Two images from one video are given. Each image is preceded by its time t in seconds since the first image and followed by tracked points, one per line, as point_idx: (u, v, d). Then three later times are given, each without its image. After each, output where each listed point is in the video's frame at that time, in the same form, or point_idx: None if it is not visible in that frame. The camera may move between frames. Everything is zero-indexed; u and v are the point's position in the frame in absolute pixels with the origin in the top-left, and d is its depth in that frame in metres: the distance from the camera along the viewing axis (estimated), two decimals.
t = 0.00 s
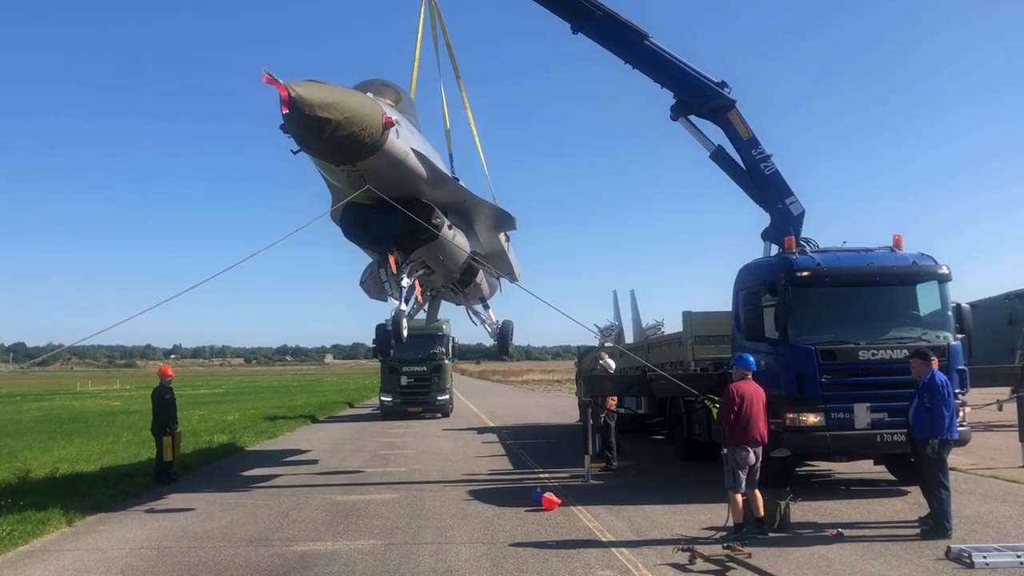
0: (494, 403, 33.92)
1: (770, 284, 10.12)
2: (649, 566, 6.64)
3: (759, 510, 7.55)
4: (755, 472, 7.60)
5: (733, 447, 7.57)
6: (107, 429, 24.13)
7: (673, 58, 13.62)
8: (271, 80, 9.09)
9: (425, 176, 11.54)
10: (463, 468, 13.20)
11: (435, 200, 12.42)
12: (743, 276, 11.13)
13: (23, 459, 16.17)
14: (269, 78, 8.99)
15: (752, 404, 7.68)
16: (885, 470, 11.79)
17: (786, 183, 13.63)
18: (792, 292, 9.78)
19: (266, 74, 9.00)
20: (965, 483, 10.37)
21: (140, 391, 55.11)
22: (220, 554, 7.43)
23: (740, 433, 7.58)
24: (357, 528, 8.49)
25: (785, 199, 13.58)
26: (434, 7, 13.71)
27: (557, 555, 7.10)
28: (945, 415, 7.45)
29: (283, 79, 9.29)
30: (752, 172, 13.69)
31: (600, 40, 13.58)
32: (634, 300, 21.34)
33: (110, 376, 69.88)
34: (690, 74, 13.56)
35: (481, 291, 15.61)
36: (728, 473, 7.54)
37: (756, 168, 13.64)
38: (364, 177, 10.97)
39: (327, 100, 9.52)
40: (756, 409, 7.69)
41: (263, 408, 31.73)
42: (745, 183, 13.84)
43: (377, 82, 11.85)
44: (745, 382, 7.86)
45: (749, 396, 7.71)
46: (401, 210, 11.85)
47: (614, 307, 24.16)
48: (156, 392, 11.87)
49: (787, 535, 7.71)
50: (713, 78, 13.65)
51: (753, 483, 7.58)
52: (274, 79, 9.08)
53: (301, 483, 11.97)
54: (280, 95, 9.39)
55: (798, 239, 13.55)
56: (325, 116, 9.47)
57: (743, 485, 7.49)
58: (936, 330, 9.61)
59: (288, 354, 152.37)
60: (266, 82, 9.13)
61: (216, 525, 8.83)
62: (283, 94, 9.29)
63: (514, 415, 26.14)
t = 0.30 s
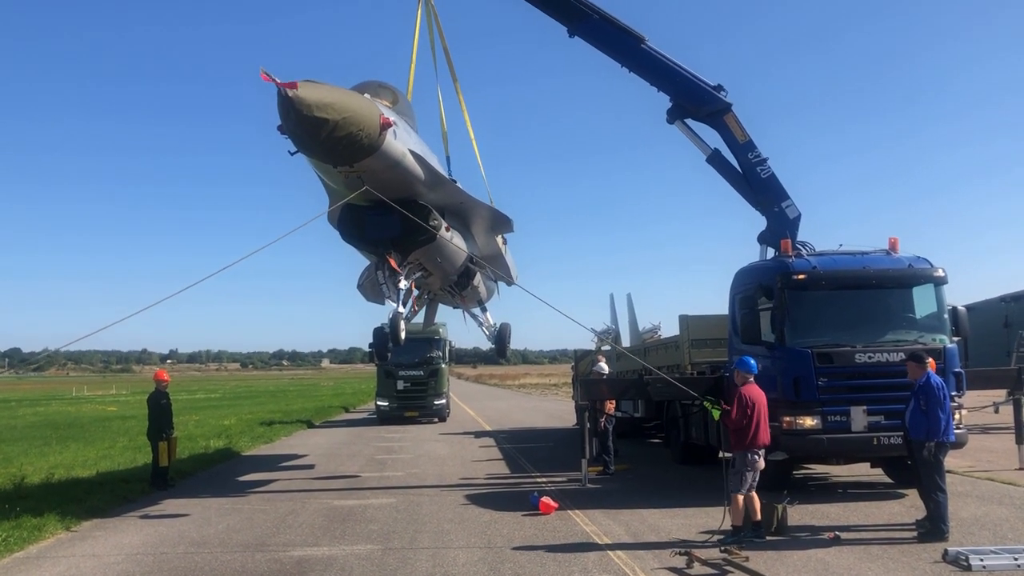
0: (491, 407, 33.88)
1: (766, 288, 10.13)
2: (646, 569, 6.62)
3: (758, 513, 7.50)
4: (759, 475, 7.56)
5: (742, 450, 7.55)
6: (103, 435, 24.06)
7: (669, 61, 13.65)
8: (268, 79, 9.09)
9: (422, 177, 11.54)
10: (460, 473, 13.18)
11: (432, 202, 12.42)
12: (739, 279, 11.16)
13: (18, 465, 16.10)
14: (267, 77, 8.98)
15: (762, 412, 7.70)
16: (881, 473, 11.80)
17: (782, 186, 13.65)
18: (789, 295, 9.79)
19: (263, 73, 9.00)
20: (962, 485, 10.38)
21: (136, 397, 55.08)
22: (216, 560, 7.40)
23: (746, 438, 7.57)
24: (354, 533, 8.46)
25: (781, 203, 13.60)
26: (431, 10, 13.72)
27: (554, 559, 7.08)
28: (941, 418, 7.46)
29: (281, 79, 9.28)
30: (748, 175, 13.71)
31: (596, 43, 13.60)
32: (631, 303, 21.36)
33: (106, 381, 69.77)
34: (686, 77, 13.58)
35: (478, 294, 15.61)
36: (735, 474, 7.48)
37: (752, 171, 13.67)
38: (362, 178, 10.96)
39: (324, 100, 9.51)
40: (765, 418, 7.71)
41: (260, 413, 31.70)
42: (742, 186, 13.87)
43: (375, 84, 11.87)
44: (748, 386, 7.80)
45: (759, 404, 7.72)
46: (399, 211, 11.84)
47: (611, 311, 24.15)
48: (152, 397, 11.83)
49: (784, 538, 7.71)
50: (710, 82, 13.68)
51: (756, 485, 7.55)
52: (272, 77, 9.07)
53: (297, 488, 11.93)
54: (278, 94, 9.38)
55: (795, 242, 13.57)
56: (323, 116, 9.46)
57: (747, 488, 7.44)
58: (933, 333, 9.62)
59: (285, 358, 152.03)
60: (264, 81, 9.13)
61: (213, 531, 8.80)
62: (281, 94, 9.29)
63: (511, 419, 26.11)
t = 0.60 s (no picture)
0: (489, 412, 33.84)
1: (763, 291, 10.14)
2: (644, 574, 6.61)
3: (755, 517, 7.50)
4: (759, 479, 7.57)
5: (744, 454, 7.56)
6: (100, 441, 24.00)
7: (666, 65, 13.67)
8: (266, 79, 9.10)
9: (420, 179, 11.55)
10: (457, 478, 13.16)
11: (430, 204, 12.42)
12: (736, 283, 11.17)
13: (15, 472, 16.06)
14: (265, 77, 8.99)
15: (763, 417, 7.68)
16: (879, 477, 11.80)
17: (780, 191, 13.67)
18: (786, 299, 9.80)
19: (262, 73, 9.01)
20: (959, 489, 10.38)
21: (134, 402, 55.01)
22: (214, 566, 7.39)
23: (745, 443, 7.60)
24: (352, 539, 8.45)
25: (778, 207, 13.62)
26: (429, 15, 13.75)
27: (552, 564, 7.07)
28: (938, 421, 7.47)
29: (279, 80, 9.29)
30: (745, 179, 13.73)
31: (594, 48, 13.63)
32: (629, 308, 21.37)
33: (104, 387, 69.67)
34: (683, 82, 13.61)
35: (476, 299, 15.60)
36: (736, 478, 7.48)
37: (749, 175, 13.69)
38: (360, 180, 10.96)
39: (323, 101, 9.52)
40: (766, 423, 7.69)
41: (258, 419, 31.66)
42: (738, 190, 13.90)
43: (373, 87, 11.89)
44: (750, 390, 7.80)
45: (762, 409, 7.70)
46: (397, 213, 11.84)
47: (608, 316, 24.15)
48: (149, 403, 11.80)
49: (782, 542, 7.71)
50: (707, 86, 13.70)
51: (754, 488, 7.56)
52: (270, 77, 9.08)
53: (295, 494, 11.91)
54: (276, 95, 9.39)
55: (792, 246, 13.59)
56: (321, 117, 9.46)
57: (746, 492, 7.45)
58: (930, 337, 9.64)
59: (282, 363, 151.66)
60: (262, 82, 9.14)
61: (210, 537, 8.77)
62: (279, 94, 9.29)
63: (510, 423, 26.09)
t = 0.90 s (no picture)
0: (487, 418, 33.81)
1: (761, 296, 10.16)
2: None
3: (753, 523, 7.50)
4: (757, 486, 7.57)
5: (742, 460, 7.55)
6: (98, 448, 23.95)
7: (664, 70, 13.71)
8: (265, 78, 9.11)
9: (419, 182, 11.57)
10: (455, 484, 13.16)
11: (429, 207, 12.43)
12: (734, 289, 11.18)
13: (13, 479, 16.03)
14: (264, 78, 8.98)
15: (763, 423, 7.66)
16: (877, 482, 11.80)
17: (777, 196, 13.70)
18: (784, 304, 9.82)
19: (261, 74, 9.01)
20: (958, 494, 10.39)
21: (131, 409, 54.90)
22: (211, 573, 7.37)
23: (745, 448, 7.58)
24: (350, 545, 8.43)
25: (775, 212, 13.65)
26: (427, 20, 13.80)
27: (550, 570, 7.07)
28: (936, 425, 7.48)
29: (279, 81, 9.28)
30: (742, 185, 13.76)
31: (591, 53, 13.67)
32: (627, 313, 21.40)
33: (101, 394, 69.62)
34: (681, 87, 13.64)
35: (475, 304, 15.61)
36: (734, 484, 7.48)
37: (747, 180, 13.72)
38: (359, 182, 10.96)
39: (321, 102, 9.52)
40: (766, 429, 7.67)
41: (255, 426, 31.55)
42: (736, 195, 13.92)
43: (371, 90, 11.91)
44: (751, 396, 7.78)
45: (761, 415, 7.68)
46: (396, 216, 11.85)
47: (606, 321, 24.15)
48: (147, 409, 11.78)
49: (781, 548, 7.71)
50: (704, 92, 13.74)
51: (753, 494, 7.56)
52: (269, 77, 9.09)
53: (292, 500, 11.89)
54: (275, 97, 9.38)
55: (789, 251, 13.61)
56: (321, 117, 9.46)
57: (743, 498, 7.45)
58: (927, 342, 9.64)
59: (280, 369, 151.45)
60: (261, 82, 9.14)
61: (207, 544, 8.75)
62: (278, 95, 9.30)
63: (508, 429, 26.06)
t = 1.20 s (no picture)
0: (484, 422, 33.78)
1: (758, 300, 10.17)
2: None
3: (750, 527, 7.50)
4: (755, 489, 7.57)
5: (739, 464, 7.55)
6: (94, 452, 23.89)
7: (661, 74, 13.73)
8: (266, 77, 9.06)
9: (417, 183, 11.57)
10: (453, 488, 13.13)
11: (427, 209, 12.44)
12: (731, 292, 11.19)
13: (8, 484, 15.98)
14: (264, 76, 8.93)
15: (761, 427, 7.66)
16: (875, 486, 11.81)
17: (774, 200, 13.72)
18: (781, 307, 9.82)
19: (262, 72, 8.97)
20: (955, 497, 10.40)
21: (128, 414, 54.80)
22: None
23: (745, 452, 7.57)
24: (347, 550, 8.41)
25: (772, 216, 13.67)
26: (425, 23, 13.81)
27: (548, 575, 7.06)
28: (934, 429, 7.47)
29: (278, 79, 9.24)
30: (739, 188, 13.78)
31: (589, 56, 13.69)
32: (624, 317, 21.42)
33: (98, 398, 69.50)
34: (678, 91, 13.67)
35: (472, 307, 15.61)
36: (731, 487, 7.48)
37: (744, 184, 13.74)
38: (358, 182, 10.96)
39: (321, 101, 9.49)
40: (764, 434, 7.69)
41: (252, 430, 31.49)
42: (733, 199, 13.94)
43: (369, 90, 11.88)
44: (749, 400, 7.78)
45: (759, 419, 7.68)
46: (395, 217, 11.85)
47: (603, 326, 24.14)
48: (143, 414, 11.75)
49: (778, 552, 7.71)
50: (701, 95, 13.76)
51: (750, 498, 7.56)
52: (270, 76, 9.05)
53: (289, 505, 11.86)
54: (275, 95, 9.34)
55: (786, 255, 13.62)
56: (320, 116, 9.43)
57: (741, 502, 7.45)
58: (924, 345, 9.66)
59: (277, 374, 151.17)
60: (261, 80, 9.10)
61: (203, 548, 8.71)
62: (278, 94, 9.26)
63: (505, 433, 26.03)
